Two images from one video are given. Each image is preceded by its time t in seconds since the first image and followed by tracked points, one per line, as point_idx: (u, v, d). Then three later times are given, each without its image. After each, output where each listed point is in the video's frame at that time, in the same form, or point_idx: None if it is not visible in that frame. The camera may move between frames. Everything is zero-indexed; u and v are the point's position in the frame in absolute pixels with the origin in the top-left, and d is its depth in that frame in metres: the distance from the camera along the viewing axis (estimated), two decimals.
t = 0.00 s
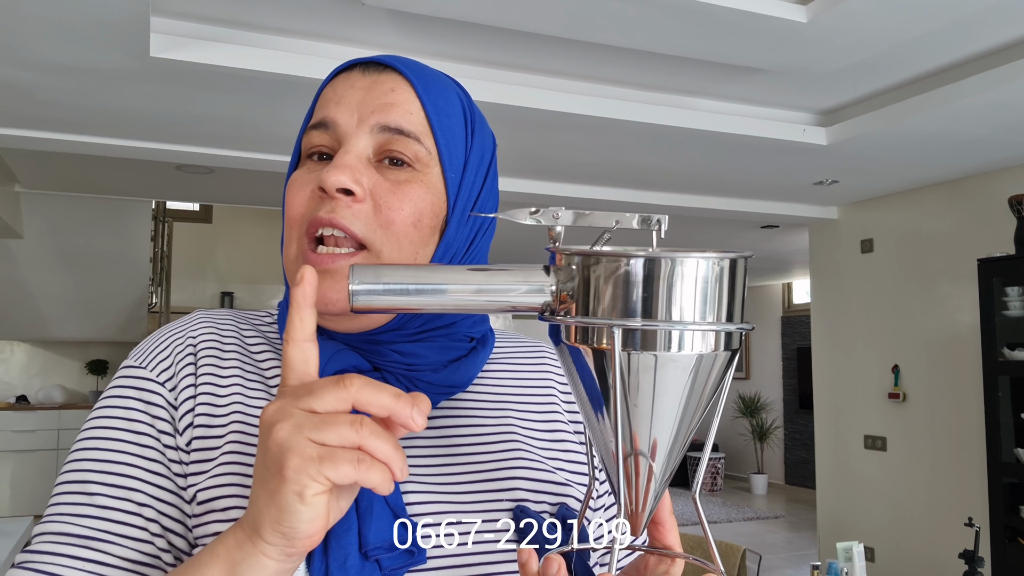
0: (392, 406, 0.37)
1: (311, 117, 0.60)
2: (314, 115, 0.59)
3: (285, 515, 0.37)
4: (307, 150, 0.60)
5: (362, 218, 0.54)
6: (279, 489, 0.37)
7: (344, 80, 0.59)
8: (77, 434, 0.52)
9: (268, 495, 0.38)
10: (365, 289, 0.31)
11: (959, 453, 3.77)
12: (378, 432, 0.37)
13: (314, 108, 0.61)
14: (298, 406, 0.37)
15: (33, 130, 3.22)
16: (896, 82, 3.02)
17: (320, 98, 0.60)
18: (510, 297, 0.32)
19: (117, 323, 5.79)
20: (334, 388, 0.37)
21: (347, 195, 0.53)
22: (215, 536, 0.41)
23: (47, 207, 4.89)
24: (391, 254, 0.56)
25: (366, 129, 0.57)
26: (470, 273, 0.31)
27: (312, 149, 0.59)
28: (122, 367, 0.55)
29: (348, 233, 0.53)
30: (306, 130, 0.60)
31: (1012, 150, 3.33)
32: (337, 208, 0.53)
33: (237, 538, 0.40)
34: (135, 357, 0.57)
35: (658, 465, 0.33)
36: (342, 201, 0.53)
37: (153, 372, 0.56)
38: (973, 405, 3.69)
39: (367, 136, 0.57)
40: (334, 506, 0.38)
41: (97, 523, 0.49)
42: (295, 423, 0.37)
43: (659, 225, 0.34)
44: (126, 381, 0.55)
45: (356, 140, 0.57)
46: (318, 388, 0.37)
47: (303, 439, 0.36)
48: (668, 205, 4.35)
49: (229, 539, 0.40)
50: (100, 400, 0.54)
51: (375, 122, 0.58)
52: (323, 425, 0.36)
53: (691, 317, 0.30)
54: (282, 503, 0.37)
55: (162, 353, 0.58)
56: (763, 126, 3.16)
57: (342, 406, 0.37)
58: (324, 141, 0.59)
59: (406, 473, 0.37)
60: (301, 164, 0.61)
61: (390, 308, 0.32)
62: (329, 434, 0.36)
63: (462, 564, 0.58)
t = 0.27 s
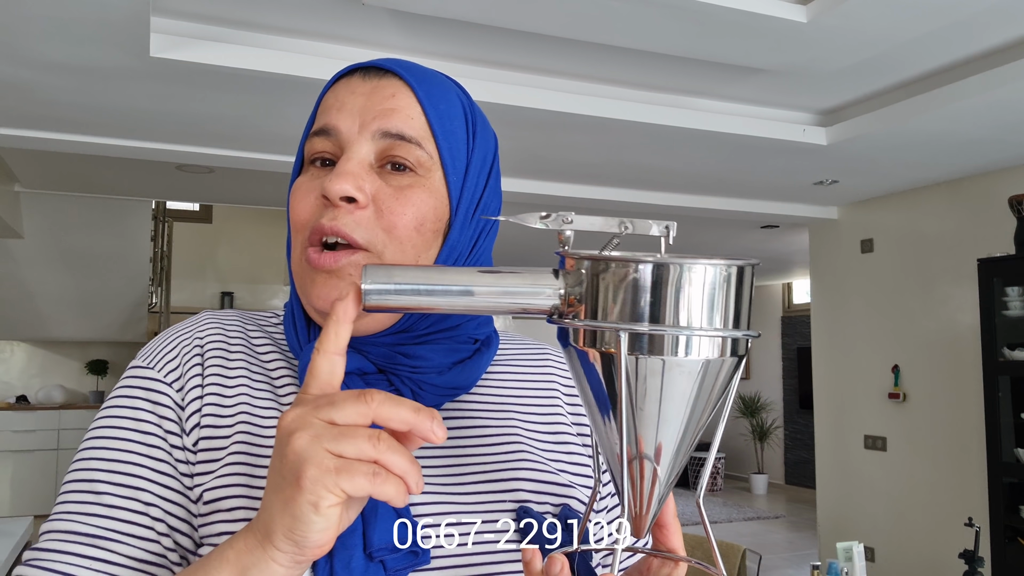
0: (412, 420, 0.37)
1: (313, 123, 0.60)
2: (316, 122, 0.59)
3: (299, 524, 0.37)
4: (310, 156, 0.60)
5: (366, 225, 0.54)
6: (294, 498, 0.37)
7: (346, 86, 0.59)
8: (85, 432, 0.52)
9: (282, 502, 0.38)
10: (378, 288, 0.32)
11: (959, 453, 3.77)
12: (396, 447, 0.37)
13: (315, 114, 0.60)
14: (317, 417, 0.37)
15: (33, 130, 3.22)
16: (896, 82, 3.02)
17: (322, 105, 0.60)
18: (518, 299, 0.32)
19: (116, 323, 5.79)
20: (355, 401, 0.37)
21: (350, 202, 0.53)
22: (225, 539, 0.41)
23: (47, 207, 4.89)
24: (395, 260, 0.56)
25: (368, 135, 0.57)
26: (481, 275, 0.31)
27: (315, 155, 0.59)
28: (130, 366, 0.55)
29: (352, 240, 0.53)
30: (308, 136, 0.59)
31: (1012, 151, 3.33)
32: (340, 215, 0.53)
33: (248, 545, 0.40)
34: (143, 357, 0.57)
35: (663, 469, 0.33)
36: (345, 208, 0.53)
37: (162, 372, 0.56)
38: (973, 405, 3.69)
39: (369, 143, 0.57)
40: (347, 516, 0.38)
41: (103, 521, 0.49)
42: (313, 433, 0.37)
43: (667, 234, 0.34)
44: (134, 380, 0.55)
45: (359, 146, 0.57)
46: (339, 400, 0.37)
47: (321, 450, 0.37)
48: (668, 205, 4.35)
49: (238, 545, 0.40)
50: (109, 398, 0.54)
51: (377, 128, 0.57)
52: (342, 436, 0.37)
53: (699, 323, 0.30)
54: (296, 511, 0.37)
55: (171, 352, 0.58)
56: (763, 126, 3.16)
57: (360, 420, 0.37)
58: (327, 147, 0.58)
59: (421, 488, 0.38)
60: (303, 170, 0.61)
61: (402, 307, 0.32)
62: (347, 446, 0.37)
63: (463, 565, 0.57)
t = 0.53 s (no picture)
0: (422, 420, 0.37)
1: (310, 127, 0.60)
2: (312, 126, 0.59)
3: (309, 527, 0.37)
4: (307, 160, 0.60)
5: (366, 228, 0.54)
6: (305, 502, 0.37)
7: (341, 89, 0.59)
8: (90, 434, 0.52)
9: (293, 507, 0.37)
10: (391, 293, 0.31)
11: (959, 453, 3.77)
12: (406, 450, 0.37)
13: (311, 117, 0.60)
14: (327, 421, 0.37)
15: (33, 130, 3.22)
16: (896, 82, 3.02)
17: (317, 109, 0.60)
18: (529, 303, 0.31)
19: (116, 323, 5.79)
20: (365, 406, 0.37)
21: (349, 206, 0.53)
22: (234, 543, 0.41)
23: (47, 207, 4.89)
24: (397, 262, 0.56)
25: (365, 137, 0.57)
26: (494, 279, 0.31)
27: (312, 159, 0.59)
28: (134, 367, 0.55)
29: (353, 244, 0.53)
30: (305, 141, 0.59)
31: (1012, 150, 3.33)
32: (340, 219, 0.53)
33: (257, 549, 0.39)
34: (146, 359, 0.57)
35: (672, 473, 0.33)
36: (345, 213, 0.53)
37: (166, 374, 0.56)
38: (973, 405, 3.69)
39: (366, 145, 0.57)
40: (356, 519, 0.38)
41: (110, 524, 0.49)
42: (324, 437, 0.37)
43: (678, 239, 0.34)
44: (139, 382, 0.55)
45: (356, 149, 0.57)
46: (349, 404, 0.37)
47: (332, 454, 0.36)
48: (668, 205, 4.35)
49: (247, 550, 0.40)
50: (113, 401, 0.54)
51: (374, 130, 0.57)
52: (352, 441, 0.36)
53: (710, 331, 0.30)
54: (307, 515, 0.37)
55: (174, 354, 0.58)
56: (763, 126, 3.16)
57: (370, 424, 0.37)
58: (324, 151, 0.58)
59: (433, 491, 0.37)
60: (301, 174, 0.61)
61: (414, 312, 0.32)
62: (357, 450, 0.36)
63: (463, 567, 0.57)
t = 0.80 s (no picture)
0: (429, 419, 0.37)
1: (308, 128, 0.60)
2: (311, 128, 0.59)
3: (319, 531, 0.37)
4: (307, 162, 0.60)
5: (368, 229, 0.54)
6: (315, 506, 0.37)
7: (340, 89, 0.59)
8: (92, 440, 0.52)
9: (302, 511, 0.37)
10: (393, 298, 0.31)
11: (959, 453, 3.77)
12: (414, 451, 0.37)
13: (310, 118, 0.60)
14: (335, 423, 0.37)
15: (33, 130, 3.22)
16: (896, 82, 3.02)
17: (316, 111, 0.60)
18: (532, 308, 0.31)
19: (116, 323, 5.79)
20: (372, 407, 0.37)
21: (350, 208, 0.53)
22: (245, 548, 0.41)
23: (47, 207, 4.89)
24: (399, 263, 0.57)
25: (364, 138, 0.57)
26: (497, 285, 0.31)
27: (312, 160, 0.59)
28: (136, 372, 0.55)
29: (355, 245, 0.53)
30: (304, 142, 0.59)
31: (1012, 150, 3.33)
32: (341, 221, 0.53)
33: (268, 553, 0.39)
34: (147, 362, 0.56)
35: (676, 473, 0.34)
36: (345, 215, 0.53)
37: (168, 378, 0.56)
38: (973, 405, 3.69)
39: (365, 146, 0.57)
40: (365, 522, 0.38)
41: (115, 530, 0.49)
42: (332, 439, 0.37)
43: (681, 243, 0.34)
44: (141, 386, 0.55)
45: (355, 150, 0.57)
46: (356, 406, 0.37)
47: (340, 457, 0.36)
48: (668, 205, 4.35)
49: (261, 554, 0.40)
50: (115, 405, 0.54)
51: (373, 131, 0.57)
52: (360, 442, 0.37)
53: (714, 334, 0.30)
54: (317, 519, 0.37)
55: (176, 357, 0.57)
56: (763, 126, 3.16)
57: (378, 426, 0.37)
58: (323, 152, 0.58)
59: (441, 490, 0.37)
60: (301, 175, 0.61)
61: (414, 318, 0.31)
62: (365, 453, 0.37)
63: (464, 568, 0.57)
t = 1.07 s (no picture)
0: (444, 428, 0.37)
1: (311, 129, 0.59)
2: (313, 127, 0.59)
3: (332, 534, 0.37)
4: (309, 162, 0.59)
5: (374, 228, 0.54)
6: (329, 508, 0.37)
7: (342, 89, 0.58)
8: (97, 440, 0.52)
9: (316, 513, 0.38)
10: (403, 300, 0.32)
11: (959, 453, 3.77)
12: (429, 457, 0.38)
13: (312, 119, 0.60)
14: (350, 427, 0.37)
15: (34, 130, 3.23)
16: (896, 82, 3.02)
17: (318, 110, 0.59)
18: (541, 310, 0.32)
19: (116, 323, 5.79)
20: (388, 413, 0.37)
21: (355, 207, 0.54)
22: (256, 550, 0.41)
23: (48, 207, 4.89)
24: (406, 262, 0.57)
25: (368, 138, 0.57)
26: (509, 286, 0.32)
27: (314, 161, 0.59)
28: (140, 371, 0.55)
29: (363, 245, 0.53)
30: (306, 143, 0.59)
31: (1012, 150, 3.33)
32: (346, 220, 0.53)
33: (280, 554, 0.40)
34: (151, 362, 0.56)
35: (686, 476, 0.34)
36: (351, 213, 0.54)
37: (172, 378, 0.56)
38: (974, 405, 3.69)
39: (370, 145, 0.57)
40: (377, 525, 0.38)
41: (119, 531, 0.49)
42: (347, 443, 0.37)
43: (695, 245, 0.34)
44: (146, 386, 0.55)
45: (360, 150, 0.57)
46: (372, 411, 0.37)
47: (356, 460, 0.37)
48: (669, 205, 4.35)
49: (272, 556, 0.40)
50: (120, 405, 0.54)
51: (377, 130, 0.57)
52: (376, 446, 0.37)
53: (725, 340, 0.30)
54: (331, 521, 0.37)
55: (181, 357, 0.58)
56: (764, 126, 3.16)
57: (393, 430, 0.37)
58: (327, 152, 0.58)
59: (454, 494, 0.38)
60: (303, 176, 0.60)
61: (427, 319, 0.33)
62: (381, 457, 0.37)
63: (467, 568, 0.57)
